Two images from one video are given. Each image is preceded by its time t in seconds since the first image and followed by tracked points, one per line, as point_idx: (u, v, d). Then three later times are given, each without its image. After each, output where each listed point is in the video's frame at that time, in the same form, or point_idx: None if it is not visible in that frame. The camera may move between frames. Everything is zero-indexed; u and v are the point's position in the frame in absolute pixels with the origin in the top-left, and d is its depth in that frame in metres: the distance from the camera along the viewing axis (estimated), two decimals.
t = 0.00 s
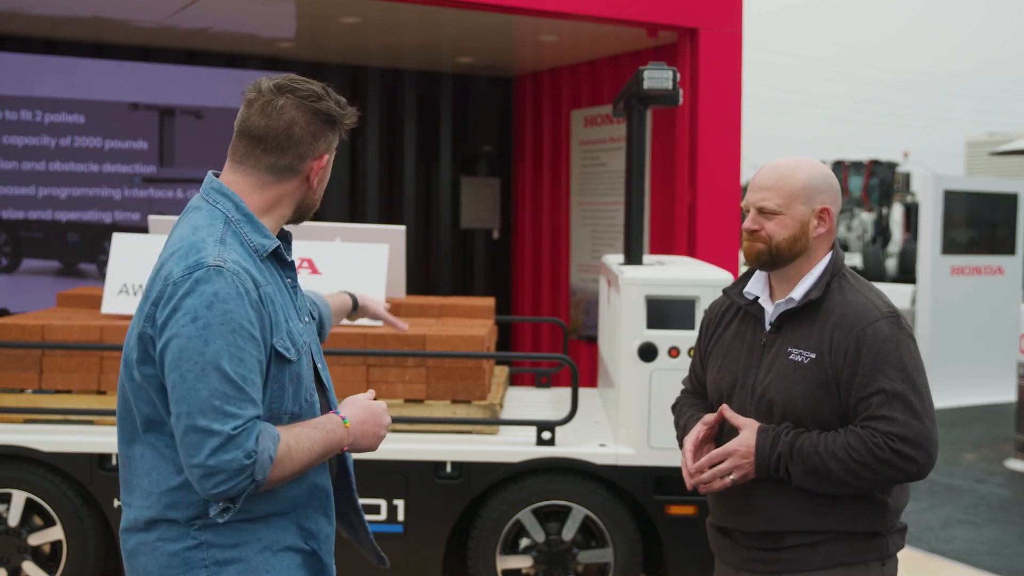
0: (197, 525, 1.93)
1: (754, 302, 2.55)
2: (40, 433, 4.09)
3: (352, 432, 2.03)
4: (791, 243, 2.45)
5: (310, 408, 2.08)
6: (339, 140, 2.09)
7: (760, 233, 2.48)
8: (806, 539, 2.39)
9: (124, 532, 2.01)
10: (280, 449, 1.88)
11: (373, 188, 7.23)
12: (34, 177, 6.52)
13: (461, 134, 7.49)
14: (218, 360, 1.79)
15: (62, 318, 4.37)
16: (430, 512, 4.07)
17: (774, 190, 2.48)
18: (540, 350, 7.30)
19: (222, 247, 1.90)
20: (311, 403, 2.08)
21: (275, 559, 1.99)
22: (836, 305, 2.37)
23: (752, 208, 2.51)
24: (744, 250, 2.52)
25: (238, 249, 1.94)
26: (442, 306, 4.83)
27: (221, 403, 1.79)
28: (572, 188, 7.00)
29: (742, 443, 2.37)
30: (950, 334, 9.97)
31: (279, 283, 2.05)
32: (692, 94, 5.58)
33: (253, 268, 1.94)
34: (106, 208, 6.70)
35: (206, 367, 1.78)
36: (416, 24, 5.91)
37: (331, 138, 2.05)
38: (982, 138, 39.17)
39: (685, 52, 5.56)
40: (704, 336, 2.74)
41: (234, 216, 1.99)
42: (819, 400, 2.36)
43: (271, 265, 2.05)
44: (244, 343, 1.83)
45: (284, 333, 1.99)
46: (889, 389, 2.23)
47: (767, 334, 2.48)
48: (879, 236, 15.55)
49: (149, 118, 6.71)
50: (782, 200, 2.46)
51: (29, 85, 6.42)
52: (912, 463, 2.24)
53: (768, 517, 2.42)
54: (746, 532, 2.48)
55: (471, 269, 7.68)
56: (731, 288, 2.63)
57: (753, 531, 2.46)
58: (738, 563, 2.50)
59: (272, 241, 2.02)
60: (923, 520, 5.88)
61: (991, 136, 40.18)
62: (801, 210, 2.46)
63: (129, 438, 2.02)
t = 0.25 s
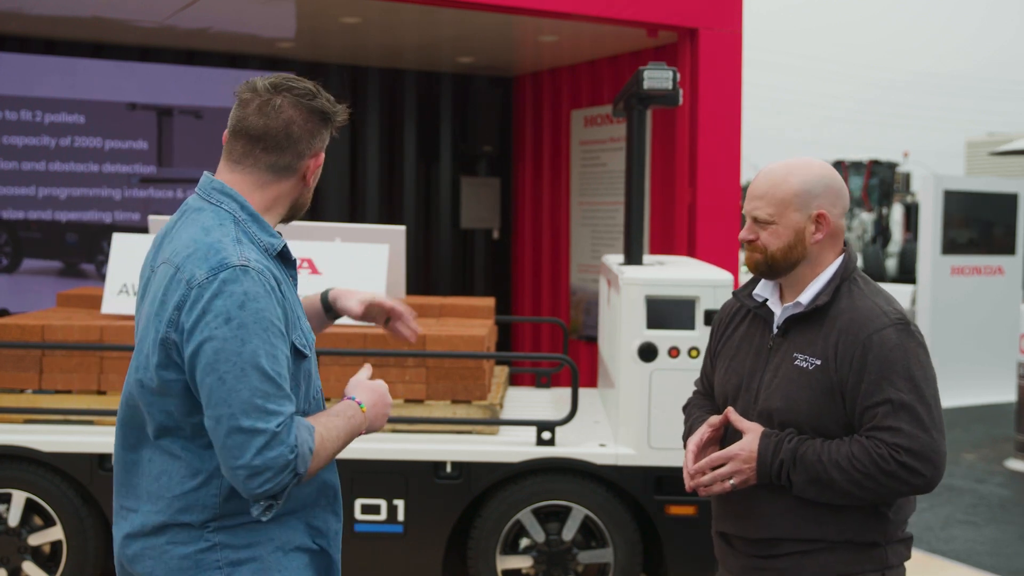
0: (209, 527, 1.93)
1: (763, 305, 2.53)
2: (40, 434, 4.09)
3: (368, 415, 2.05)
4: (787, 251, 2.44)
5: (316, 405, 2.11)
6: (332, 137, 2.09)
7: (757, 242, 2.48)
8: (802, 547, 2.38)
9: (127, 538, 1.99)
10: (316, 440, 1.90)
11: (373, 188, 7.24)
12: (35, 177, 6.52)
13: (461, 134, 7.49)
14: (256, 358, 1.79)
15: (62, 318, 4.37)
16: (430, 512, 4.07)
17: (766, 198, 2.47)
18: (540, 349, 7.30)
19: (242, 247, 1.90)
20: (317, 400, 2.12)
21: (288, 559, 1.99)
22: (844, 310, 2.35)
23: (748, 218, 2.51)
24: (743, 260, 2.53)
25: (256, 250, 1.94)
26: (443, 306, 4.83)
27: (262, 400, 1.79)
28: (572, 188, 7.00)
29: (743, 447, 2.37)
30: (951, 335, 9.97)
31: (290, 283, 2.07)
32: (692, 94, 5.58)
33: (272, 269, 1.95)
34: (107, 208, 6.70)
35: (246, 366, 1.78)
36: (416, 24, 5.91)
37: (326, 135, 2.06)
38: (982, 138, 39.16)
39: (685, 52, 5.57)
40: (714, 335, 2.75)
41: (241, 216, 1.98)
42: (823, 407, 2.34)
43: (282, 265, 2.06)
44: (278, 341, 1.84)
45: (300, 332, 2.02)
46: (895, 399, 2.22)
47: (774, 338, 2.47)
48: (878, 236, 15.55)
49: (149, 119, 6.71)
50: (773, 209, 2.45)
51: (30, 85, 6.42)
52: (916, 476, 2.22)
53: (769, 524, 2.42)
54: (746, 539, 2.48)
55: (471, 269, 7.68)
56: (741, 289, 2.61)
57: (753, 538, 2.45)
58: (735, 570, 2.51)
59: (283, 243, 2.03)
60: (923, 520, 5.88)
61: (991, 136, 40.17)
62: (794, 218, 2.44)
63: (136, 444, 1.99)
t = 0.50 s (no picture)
0: (211, 528, 1.92)
1: (774, 304, 2.46)
2: (40, 434, 4.09)
3: (358, 410, 2.06)
4: (783, 252, 2.37)
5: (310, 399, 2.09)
6: (304, 116, 2.03)
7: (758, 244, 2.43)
8: (790, 554, 2.30)
9: (127, 541, 1.99)
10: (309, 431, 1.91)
11: (373, 188, 7.24)
12: (34, 177, 6.52)
13: (461, 134, 7.49)
14: (245, 349, 1.79)
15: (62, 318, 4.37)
16: (430, 512, 4.07)
17: (761, 199, 2.41)
18: (540, 349, 7.30)
19: (230, 240, 1.91)
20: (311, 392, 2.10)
21: (291, 558, 1.99)
22: (837, 309, 2.25)
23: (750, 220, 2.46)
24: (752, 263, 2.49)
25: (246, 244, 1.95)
26: (443, 306, 4.83)
27: (255, 392, 1.79)
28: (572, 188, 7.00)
29: (725, 440, 2.35)
30: (951, 334, 9.98)
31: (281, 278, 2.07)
32: (692, 94, 5.58)
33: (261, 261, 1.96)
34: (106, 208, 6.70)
35: (236, 358, 1.78)
36: (416, 24, 5.91)
37: (303, 117, 2.03)
38: (982, 138, 39.17)
39: (685, 52, 5.57)
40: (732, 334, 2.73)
41: (225, 207, 1.98)
42: (807, 408, 2.26)
43: (271, 257, 2.08)
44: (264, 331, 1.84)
45: (291, 325, 2.00)
46: (868, 401, 2.11)
47: (779, 336, 2.42)
48: (879, 236, 15.56)
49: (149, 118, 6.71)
50: (767, 209, 2.38)
51: (29, 85, 6.42)
52: (883, 482, 2.11)
53: (760, 527, 2.35)
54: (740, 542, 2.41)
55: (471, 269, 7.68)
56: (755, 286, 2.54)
57: (745, 541, 2.39)
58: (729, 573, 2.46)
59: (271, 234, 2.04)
60: (923, 520, 5.88)
61: (991, 136, 40.18)
62: (788, 217, 2.36)
63: (133, 446, 1.99)
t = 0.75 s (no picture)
0: (194, 526, 1.91)
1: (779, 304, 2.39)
2: (40, 433, 4.09)
3: (333, 412, 2.05)
4: (782, 247, 2.33)
5: (297, 393, 2.05)
6: (258, 98, 2.02)
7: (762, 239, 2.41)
8: (780, 561, 2.25)
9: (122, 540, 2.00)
10: (265, 422, 1.88)
11: (373, 188, 7.24)
12: (34, 177, 6.51)
13: (461, 134, 7.49)
14: (191, 326, 1.80)
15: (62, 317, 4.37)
16: (430, 512, 4.07)
17: (764, 193, 2.38)
18: (540, 349, 7.30)
19: (194, 225, 1.93)
20: (297, 387, 2.05)
21: (276, 559, 1.97)
22: (824, 308, 2.20)
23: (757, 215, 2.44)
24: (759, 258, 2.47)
25: (214, 228, 1.96)
26: (442, 306, 4.83)
27: (200, 369, 1.79)
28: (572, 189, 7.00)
29: (714, 442, 2.35)
30: (951, 334, 9.98)
31: (259, 267, 2.04)
32: (692, 94, 5.58)
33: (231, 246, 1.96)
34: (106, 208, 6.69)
35: (183, 335, 1.79)
36: (416, 24, 5.91)
37: (244, 96, 2.02)
38: (982, 138, 39.18)
39: (685, 52, 5.57)
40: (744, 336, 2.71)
41: (212, 200, 2.02)
42: (790, 409, 2.23)
43: (252, 246, 2.06)
44: (219, 313, 1.84)
45: (263, 313, 1.98)
46: (835, 403, 2.06)
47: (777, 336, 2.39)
48: (878, 236, 15.57)
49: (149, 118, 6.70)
50: (768, 204, 2.35)
51: (29, 85, 6.42)
52: (850, 487, 2.05)
53: (754, 532, 2.31)
54: (737, 546, 2.38)
55: (471, 270, 7.68)
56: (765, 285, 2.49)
57: (741, 545, 2.35)
58: None
59: (249, 223, 2.04)
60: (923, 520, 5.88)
61: (991, 136, 40.19)
62: (787, 212, 2.31)
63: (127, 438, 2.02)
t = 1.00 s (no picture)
0: (162, 514, 1.93)
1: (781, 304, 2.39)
2: (40, 433, 4.09)
3: (308, 421, 1.99)
4: (787, 248, 2.31)
5: (278, 388, 2.01)
6: (260, 102, 2.06)
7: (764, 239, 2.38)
8: (777, 565, 2.25)
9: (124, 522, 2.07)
10: (211, 414, 1.86)
11: (373, 188, 7.24)
12: (34, 177, 6.51)
13: (461, 134, 7.49)
14: (148, 306, 1.83)
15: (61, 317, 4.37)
16: (430, 512, 4.07)
17: (769, 192, 2.35)
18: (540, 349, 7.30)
19: (186, 213, 1.98)
20: (278, 382, 2.01)
21: (241, 554, 1.95)
22: (825, 313, 2.19)
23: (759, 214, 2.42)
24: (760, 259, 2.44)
25: (201, 219, 1.99)
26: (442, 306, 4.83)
27: (148, 346, 1.82)
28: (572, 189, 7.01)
29: (713, 446, 2.35)
30: (952, 334, 9.98)
31: (253, 261, 2.04)
32: (692, 94, 5.58)
33: (213, 235, 1.98)
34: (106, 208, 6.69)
35: (139, 312, 1.83)
36: (416, 24, 5.91)
37: (249, 102, 2.08)
38: (982, 138, 39.18)
39: (685, 52, 5.57)
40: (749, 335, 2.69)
41: (220, 196, 2.06)
42: (790, 414, 2.23)
43: (248, 242, 2.05)
44: (178, 294, 1.86)
45: (241, 303, 1.97)
46: (834, 411, 2.06)
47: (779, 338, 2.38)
48: (879, 236, 15.56)
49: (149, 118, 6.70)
50: (774, 203, 2.33)
51: (29, 85, 6.42)
52: (849, 497, 2.05)
53: (749, 534, 2.31)
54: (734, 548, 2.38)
55: (471, 270, 7.68)
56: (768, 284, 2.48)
57: (739, 549, 2.35)
58: None
59: (249, 218, 2.05)
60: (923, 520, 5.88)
61: (991, 136, 40.19)
62: (794, 212, 2.30)
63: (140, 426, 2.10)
